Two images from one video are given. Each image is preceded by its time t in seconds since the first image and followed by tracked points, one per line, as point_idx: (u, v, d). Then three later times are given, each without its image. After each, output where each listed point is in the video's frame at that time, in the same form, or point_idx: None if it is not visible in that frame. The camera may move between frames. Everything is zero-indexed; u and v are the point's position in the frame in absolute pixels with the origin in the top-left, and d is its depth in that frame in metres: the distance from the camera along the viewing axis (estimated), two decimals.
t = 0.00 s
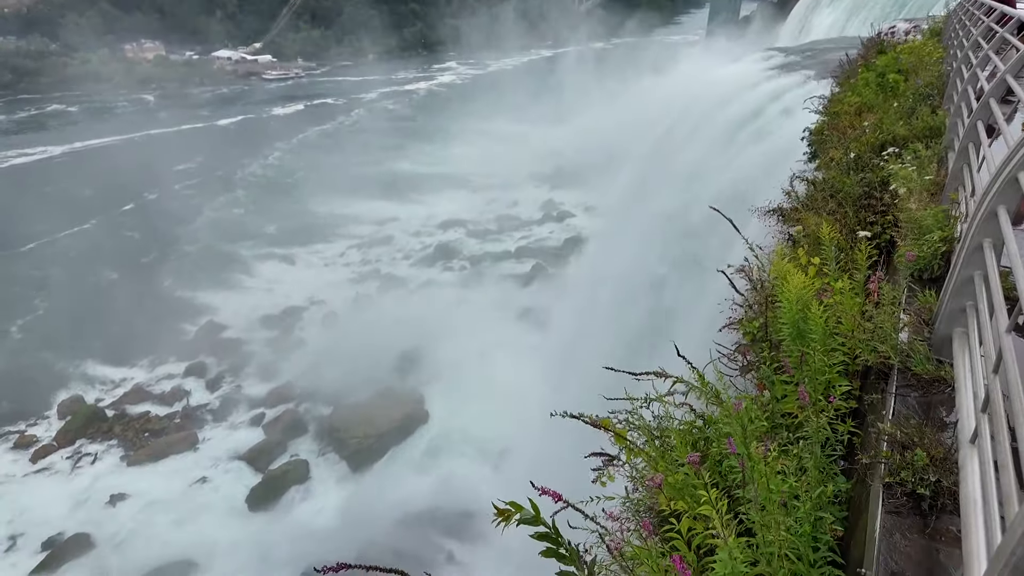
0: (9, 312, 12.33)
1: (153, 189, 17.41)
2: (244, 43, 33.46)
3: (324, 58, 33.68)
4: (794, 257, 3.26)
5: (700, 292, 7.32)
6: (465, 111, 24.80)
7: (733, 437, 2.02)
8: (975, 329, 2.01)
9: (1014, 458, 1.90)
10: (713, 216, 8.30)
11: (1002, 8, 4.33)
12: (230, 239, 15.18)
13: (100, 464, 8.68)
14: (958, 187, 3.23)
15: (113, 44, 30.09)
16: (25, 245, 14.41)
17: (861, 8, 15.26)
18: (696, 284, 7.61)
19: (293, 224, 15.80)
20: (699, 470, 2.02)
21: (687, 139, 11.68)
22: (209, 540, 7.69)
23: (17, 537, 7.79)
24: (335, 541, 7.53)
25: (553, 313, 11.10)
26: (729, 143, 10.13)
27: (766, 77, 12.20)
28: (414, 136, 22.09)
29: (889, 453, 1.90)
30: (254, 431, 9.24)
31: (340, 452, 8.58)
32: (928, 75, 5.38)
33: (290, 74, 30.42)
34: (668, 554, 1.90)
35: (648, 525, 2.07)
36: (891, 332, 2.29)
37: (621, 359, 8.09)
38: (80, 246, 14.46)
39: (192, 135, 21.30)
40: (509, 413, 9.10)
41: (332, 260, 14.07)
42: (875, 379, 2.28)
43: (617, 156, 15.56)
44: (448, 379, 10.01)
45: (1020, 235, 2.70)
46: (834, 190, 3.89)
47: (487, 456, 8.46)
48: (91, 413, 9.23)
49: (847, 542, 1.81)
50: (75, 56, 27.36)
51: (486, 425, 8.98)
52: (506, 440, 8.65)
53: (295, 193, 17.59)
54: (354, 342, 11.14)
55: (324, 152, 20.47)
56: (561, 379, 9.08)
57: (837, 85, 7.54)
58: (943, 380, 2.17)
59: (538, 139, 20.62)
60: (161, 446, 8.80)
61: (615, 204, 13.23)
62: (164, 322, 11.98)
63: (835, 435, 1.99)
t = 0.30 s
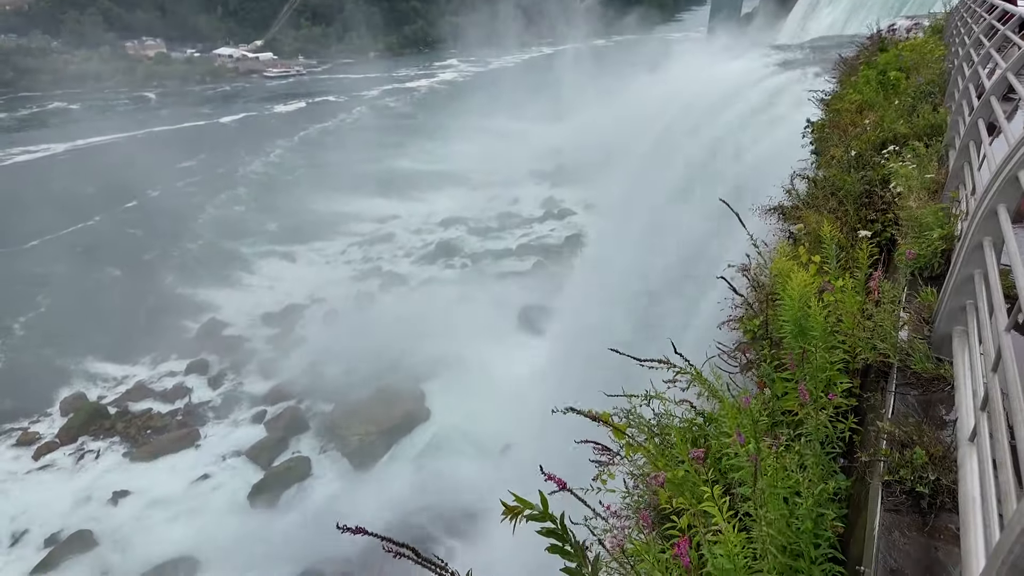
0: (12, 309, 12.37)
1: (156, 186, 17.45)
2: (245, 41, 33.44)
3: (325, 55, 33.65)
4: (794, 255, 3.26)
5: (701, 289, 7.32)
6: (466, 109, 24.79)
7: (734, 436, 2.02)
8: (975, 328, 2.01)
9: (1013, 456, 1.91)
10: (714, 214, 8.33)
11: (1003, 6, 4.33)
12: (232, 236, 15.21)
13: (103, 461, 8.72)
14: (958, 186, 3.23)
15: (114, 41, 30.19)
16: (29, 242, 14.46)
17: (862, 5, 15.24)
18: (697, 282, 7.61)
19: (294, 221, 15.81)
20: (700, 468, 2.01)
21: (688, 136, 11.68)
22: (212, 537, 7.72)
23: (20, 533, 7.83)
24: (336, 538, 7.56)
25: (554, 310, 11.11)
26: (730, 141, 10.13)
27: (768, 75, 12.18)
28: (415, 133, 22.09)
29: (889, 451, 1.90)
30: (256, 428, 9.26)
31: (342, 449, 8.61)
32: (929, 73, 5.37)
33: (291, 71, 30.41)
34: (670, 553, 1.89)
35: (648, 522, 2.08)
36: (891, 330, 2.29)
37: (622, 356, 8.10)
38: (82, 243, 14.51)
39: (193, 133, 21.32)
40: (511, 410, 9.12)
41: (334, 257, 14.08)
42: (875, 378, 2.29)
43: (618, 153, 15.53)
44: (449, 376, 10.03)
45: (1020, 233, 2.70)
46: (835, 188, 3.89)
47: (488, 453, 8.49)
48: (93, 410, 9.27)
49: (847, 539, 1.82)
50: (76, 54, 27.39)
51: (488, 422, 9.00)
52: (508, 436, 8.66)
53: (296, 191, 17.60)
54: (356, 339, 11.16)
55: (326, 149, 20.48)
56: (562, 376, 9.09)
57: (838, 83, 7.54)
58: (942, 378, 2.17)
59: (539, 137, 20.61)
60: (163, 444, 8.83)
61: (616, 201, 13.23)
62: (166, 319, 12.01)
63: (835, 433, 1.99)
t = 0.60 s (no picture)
0: (14, 306, 12.40)
1: (158, 184, 17.47)
2: (246, 39, 33.42)
3: (326, 53, 33.61)
4: (795, 253, 3.26)
5: (701, 287, 7.32)
6: (467, 107, 24.77)
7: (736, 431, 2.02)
8: (976, 325, 2.00)
9: (1014, 454, 1.90)
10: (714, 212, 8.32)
11: (1006, 3, 4.31)
12: (233, 234, 15.21)
13: (105, 459, 8.73)
14: (959, 182, 3.22)
15: (115, 39, 30.09)
16: (32, 239, 14.49)
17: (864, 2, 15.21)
18: (698, 280, 7.61)
19: (295, 219, 15.81)
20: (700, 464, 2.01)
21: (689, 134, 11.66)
22: (213, 534, 7.75)
23: (22, 530, 7.85)
24: (339, 535, 7.59)
25: (555, 308, 11.11)
26: (731, 139, 10.13)
27: (769, 72, 12.16)
28: (416, 131, 22.08)
29: (889, 448, 1.90)
30: (257, 425, 9.28)
31: (343, 447, 8.64)
32: (931, 70, 5.35)
33: (292, 69, 30.38)
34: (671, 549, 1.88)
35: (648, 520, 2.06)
36: (892, 327, 2.28)
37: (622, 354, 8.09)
38: (84, 241, 14.52)
39: (194, 130, 21.31)
40: (512, 408, 9.14)
41: (335, 255, 14.08)
42: (876, 375, 2.29)
43: (619, 150, 15.51)
44: (449, 374, 10.03)
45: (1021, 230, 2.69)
46: (836, 185, 3.88)
47: (489, 450, 8.51)
48: (95, 408, 9.29)
49: (848, 535, 1.82)
50: (78, 52, 27.41)
51: (489, 420, 9.01)
52: (508, 435, 8.66)
53: (297, 189, 17.60)
54: (356, 337, 11.18)
55: (326, 147, 20.46)
56: (562, 375, 9.10)
57: (840, 80, 7.52)
58: (944, 374, 2.17)
59: (540, 135, 20.58)
60: (164, 442, 8.85)
61: (617, 199, 13.21)
62: (167, 317, 12.02)
63: (835, 430, 1.99)
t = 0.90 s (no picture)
0: (17, 304, 12.42)
1: (160, 181, 17.50)
2: (247, 36, 33.38)
3: (327, 50, 33.57)
4: (796, 251, 3.26)
5: (703, 286, 7.32)
6: (468, 104, 24.74)
7: (735, 430, 2.01)
8: (977, 323, 2.00)
9: (1015, 452, 1.90)
10: (711, 212, 8.31)
11: None
12: (234, 232, 15.22)
13: (107, 456, 8.76)
14: (961, 179, 3.21)
15: (116, 37, 30.07)
16: (36, 236, 14.52)
17: None
18: (700, 278, 7.60)
19: (296, 217, 15.82)
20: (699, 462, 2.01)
21: (690, 132, 11.64)
22: (215, 531, 7.78)
23: (25, 527, 7.88)
24: (340, 532, 7.61)
25: (556, 306, 11.11)
26: (732, 136, 10.10)
27: (771, 69, 12.14)
28: (418, 129, 22.06)
29: (889, 446, 1.89)
30: (258, 423, 9.30)
31: (344, 445, 8.65)
32: (933, 67, 5.33)
33: (293, 66, 30.35)
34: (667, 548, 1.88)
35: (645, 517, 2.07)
36: (893, 325, 2.28)
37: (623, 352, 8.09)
38: (85, 238, 14.52)
39: (196, 128, 21.32)
40: (515, 405, 9.15)
41: (336, 253, 14.08)
42: (876, 373, 2.28)
43: (620, 148, 15.49)
44: (450, 373, 10.03)
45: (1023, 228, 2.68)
46: (838, 183, 3.87)
47: (489, 448, 8.51)
48: (97, 405, 9.32)
49: (847, 533, 1.81)
50: (79, 50, 27.42)
51: (489, 417, 9.02)
52: (508, 433, 8.67)
53: (298, 186, 17.59)
54: (357, 335, 11.19)
55: (328, 145, 20.44)
56: (563, 373, 9.10)
57: (842, 77, 7.50)
58: (944, 373, 2.16)
59: (541, 133, 20.55)
60: (166, 439, 8.87)
61: (618, 196, 13.19)
62: (169, 314, 12.04)
63: (835, 428, 1.99)
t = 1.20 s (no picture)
0: (19, 301, 12.43)
1: (163, 179, 17.52)
2: (248, 34, 33.36)
3: (328, 48, 33.54)
4: (797, 248, 3.25)
5: (704, 284, 7.31)
6: (469, 103, 24.72)
7: (735, 426, 2.01)
8: (979, 318, 1.99)
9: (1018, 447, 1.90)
10: (711, 211, 8.32)
11: None
12: (235, 229, 15.22)
13: (108, 454, 8.77)
14: (963, 176, 3.20)
15: (117, 35, 30.02)
16: (40, 234, 14.55)
17: None
18: (701, 276, 7.60)
19: (297, 215, 15.82)
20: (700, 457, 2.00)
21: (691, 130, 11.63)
22: (217, 529, 7.80)
23: (26, 525, 7.89)
24: (341, 531, 7.63)
25: (557, 305, 11.12)
26: (733, 135, 10.09)
27: (772, 67, 12.12)
28: (418, 127, 22.05)
29: (891, 440, 1.89)
30: (259, 420, 9.32)
31: (345, 442, 8.66)
32: (935, 64, 5.31)
33: (293, 65, 30.32)
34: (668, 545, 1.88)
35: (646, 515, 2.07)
36: (894, 321, 2.28)
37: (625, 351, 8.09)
38: (87, 236, 14.52)
39: (197, 126, 21.30)
40: (515, 403, 9.16)
41: (336, 251, 14.08)
42: (878, 368, 2.28)
43: (621, 146, 15.47)
44: (451, 371, 10.03)
45: None
46: (839, 179, 3.86)
47: (490, 446, 8.52)
48: (99, 403, 9.33)
49: (848, 528, 1.82)
50: (81, 47, 27.41)
51: (490, 416, 9.03)
52: (509, 431, 8.68)
53: (299, 184, 17.57)
54: (359, 333, 11.20)
55: (329, 143, 20.43)
56: (564, 371, 9.10)
57: (843, 75, 7.48)
58: (945, 368, 2.16)
59: (542, 131, 20.52)
60: (168, 437, 8.87)
61: (619, 194, 13.17)
62: (171, 312, 12.05)
63: (835, 423, 1.99)
